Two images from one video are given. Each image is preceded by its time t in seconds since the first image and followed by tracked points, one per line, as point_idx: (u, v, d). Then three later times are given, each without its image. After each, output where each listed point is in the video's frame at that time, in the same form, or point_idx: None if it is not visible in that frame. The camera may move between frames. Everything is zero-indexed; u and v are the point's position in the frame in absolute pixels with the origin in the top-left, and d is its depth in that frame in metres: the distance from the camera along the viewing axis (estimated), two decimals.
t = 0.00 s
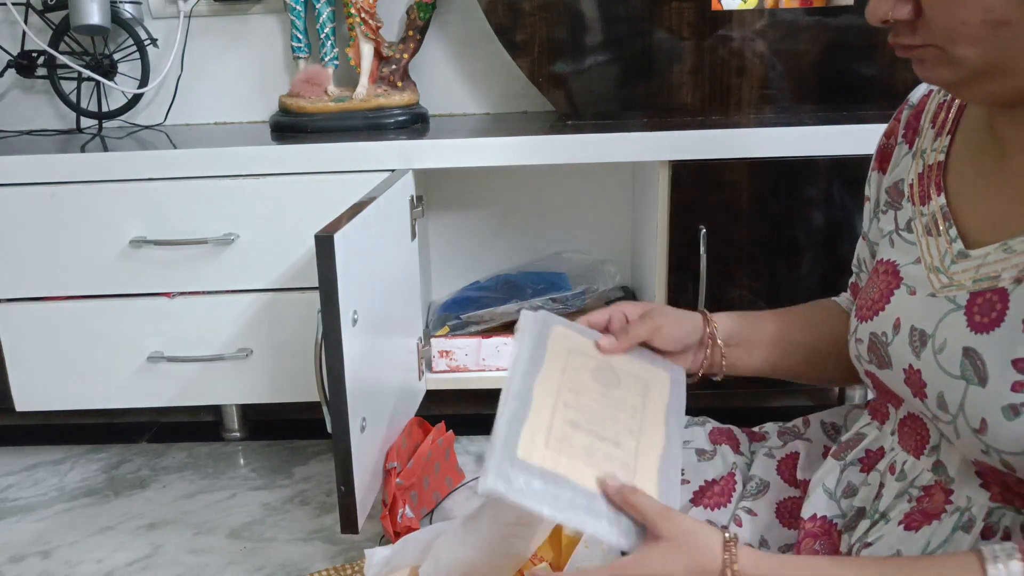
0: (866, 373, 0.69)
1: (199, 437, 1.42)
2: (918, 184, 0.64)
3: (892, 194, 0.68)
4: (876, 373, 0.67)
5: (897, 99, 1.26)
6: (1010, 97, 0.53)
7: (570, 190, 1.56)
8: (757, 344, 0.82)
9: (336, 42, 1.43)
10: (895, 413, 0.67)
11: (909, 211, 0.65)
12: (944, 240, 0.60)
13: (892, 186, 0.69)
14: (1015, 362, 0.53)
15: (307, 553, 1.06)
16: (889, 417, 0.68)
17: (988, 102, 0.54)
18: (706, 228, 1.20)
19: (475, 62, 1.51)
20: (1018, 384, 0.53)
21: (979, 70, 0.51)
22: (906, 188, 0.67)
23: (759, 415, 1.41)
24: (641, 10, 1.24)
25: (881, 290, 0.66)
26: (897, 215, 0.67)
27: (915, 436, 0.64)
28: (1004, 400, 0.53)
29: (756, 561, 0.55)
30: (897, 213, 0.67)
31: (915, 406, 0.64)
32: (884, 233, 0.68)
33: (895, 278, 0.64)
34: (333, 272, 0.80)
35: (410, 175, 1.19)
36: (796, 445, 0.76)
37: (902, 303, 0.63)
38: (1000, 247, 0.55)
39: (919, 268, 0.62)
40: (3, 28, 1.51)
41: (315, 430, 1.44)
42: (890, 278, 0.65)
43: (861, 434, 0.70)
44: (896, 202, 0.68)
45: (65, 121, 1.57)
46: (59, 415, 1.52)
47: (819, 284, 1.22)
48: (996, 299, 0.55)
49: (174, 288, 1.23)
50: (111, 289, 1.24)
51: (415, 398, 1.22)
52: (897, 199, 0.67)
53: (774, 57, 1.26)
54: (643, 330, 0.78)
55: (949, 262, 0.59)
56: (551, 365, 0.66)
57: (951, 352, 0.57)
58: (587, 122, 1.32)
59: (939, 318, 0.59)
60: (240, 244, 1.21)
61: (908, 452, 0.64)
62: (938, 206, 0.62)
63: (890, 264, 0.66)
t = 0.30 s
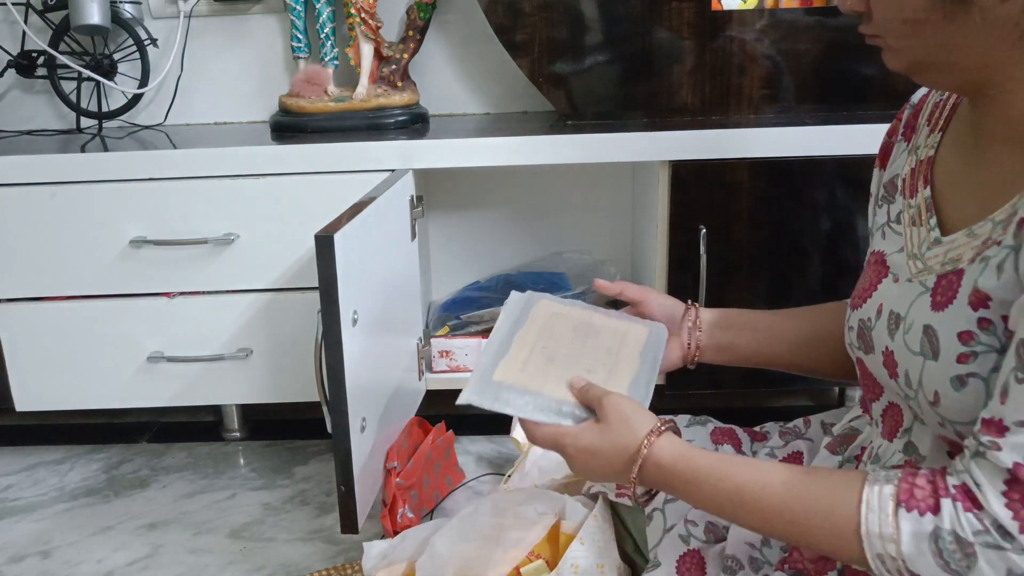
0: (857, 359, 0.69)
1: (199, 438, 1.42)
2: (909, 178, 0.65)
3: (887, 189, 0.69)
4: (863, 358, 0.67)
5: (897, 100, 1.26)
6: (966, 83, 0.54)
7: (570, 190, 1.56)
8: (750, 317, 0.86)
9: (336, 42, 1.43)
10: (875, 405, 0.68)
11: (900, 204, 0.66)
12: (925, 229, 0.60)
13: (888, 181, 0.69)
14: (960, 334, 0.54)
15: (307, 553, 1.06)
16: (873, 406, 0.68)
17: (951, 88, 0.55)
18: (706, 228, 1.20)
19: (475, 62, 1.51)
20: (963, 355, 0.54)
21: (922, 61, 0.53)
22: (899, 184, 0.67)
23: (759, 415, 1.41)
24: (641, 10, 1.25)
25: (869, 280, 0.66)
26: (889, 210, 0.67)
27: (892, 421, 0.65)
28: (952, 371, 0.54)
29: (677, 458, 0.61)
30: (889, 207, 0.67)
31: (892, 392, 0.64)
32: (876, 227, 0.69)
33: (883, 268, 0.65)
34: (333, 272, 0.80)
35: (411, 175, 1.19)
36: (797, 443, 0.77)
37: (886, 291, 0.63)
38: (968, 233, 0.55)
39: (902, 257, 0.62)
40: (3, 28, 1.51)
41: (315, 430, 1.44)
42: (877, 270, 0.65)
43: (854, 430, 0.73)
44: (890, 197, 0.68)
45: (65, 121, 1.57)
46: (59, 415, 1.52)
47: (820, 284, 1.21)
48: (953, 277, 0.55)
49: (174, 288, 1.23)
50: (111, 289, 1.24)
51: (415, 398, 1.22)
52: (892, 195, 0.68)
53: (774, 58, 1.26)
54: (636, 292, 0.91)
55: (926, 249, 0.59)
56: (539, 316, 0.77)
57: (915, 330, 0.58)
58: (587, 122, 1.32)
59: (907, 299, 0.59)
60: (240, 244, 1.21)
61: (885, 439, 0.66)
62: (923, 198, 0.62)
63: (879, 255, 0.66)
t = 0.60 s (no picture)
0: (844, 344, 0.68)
1: (199, 437, 1.42)
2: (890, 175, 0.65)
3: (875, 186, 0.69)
4: (847, 345, 0.66)
5: (898, 100, 1.26)
6: (916, 84, 0.55)
7: (570, 190, 1.56)
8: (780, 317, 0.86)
9: (336, 42, 1.42)
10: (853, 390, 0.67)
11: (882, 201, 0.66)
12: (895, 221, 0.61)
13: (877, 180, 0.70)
14: (905, 309, 0.55)
15: (307, 553, 1.06)
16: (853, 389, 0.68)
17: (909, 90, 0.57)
18: (706, 228, 1.20)
19: (474, 61, 1.51)
20: (907, 329, 0.55)
21: (874, 61, 0.56)
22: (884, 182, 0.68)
23: (759, 416, 1.41)
24: (641, 11, 1.25)
25: (853, 273, 0.67)
26: (874, 207, 0.68)
27: (865, 404, 0.64)
28: (899, 343, 0.56)
29: (649, 427, 0.64)
30: (875, 204, 0.68)
31: (867, 374, 0.63)
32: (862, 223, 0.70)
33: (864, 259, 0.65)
34: (333, 272, 0.80)
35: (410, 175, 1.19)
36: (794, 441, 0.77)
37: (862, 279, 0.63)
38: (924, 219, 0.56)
39: (875, 248, 0.63)
40: (3, 27, 1.51)
41: (315, 430, 1.44)
42: (858, 260, 0.66)
43: (840, 418, 0.72)
44: (877, 194, 0.69)
45: (66, 121, 1.57)
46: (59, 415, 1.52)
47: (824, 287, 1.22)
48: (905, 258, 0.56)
49: (175, 288, 1.23)
50: (111, 289, 1.24)
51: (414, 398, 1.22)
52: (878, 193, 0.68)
53: (775, 58, 1.26)
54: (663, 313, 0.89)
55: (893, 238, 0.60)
56: (564, 320, 0.86)
57: (874, 310, 0.59)
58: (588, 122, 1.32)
59: (873, 283, 0.60)
60: (240, 244, 1.21)
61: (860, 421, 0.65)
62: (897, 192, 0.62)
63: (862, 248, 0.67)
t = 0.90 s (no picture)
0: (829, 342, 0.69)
1: (198, 437, 1.42)
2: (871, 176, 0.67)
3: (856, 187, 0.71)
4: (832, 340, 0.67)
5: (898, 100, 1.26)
6: (884, 82, 0.58)
7: (570, 190, 1.56)
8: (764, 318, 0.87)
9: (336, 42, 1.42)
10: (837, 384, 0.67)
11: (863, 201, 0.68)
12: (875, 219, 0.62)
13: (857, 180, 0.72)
14: (881, 293, 0.57)
15: (307, 553, 1.06)
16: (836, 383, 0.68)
17: (880, 90, 0.60)
18: (706, 228, 1.20)
19: (474, 61, 1.51)
20: (884, 312, 0.57)
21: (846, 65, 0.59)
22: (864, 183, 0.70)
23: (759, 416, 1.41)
24: (641, 11, 1.25)
25: (836, 272, 0.68)
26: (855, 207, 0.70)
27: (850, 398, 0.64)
28: (877, 327, 0.58)
29: (639, 412, 0.67)
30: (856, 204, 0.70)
31: (850, 368, 0.64)
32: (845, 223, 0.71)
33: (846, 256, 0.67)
34: (333, 271, 0.80)
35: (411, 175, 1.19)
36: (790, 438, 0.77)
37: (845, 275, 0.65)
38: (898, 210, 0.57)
39: (857, 244, 0.65)
40: (3, 27, 1.51)
41: (315, 430, 1.44)
42: (841, 258, 0.67)
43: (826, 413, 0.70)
44: (858, 194, 0.71)
45: (65, 121, 1.57)
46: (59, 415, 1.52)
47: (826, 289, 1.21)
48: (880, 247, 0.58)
49: (174, 288, 1.23)
50: (111, 289, 1.24)
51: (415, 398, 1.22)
52: (858, 193, 0.71)
53: (775, 58, 1.25)
54: (649, 312, 0.89)
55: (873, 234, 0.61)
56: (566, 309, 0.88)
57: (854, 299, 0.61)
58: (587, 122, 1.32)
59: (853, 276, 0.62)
60: (240, 244, 1.21)
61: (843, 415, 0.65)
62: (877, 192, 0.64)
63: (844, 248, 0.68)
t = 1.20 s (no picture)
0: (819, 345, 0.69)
1: (198, 437, 1.42)
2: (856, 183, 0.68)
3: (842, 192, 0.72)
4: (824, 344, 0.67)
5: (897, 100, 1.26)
6: (859, 88, 0.59)
7: (570, 189, 1.56)
8: (752, 331, 0.88)
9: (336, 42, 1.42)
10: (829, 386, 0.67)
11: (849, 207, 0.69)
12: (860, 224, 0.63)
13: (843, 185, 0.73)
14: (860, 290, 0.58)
15: (307, 553, 1.06)
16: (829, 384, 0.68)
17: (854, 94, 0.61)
18: (706, 228, 1.20)
19: (474, 61, 1.51)
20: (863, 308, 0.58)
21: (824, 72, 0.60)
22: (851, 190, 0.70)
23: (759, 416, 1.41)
24: (641, 11, 1.25)
25: (824, 277, 0.69)
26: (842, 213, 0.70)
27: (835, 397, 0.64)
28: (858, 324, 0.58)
29: (613, 393, 0.68)
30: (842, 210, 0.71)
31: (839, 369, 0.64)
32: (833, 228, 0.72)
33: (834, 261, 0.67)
34: (333, 271, 0.80)
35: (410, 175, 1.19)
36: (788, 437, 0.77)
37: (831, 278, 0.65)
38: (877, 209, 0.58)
39: (843, 249, 0.65)
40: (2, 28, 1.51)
41: (315, 430, 1.44)
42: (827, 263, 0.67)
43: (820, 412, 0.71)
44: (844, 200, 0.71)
45: (65, 121, 1.57)
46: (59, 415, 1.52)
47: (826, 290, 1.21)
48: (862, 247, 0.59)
49: (174, 288, 1.23)
50: (111, 289, 1.24)
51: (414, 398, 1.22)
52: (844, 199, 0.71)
53: (775, 58, 1.25)
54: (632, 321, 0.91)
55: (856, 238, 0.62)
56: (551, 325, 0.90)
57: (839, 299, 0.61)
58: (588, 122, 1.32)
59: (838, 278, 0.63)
60: (240, 244, 1.21)
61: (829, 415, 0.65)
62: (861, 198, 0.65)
63: (831, 253, 0.69)
